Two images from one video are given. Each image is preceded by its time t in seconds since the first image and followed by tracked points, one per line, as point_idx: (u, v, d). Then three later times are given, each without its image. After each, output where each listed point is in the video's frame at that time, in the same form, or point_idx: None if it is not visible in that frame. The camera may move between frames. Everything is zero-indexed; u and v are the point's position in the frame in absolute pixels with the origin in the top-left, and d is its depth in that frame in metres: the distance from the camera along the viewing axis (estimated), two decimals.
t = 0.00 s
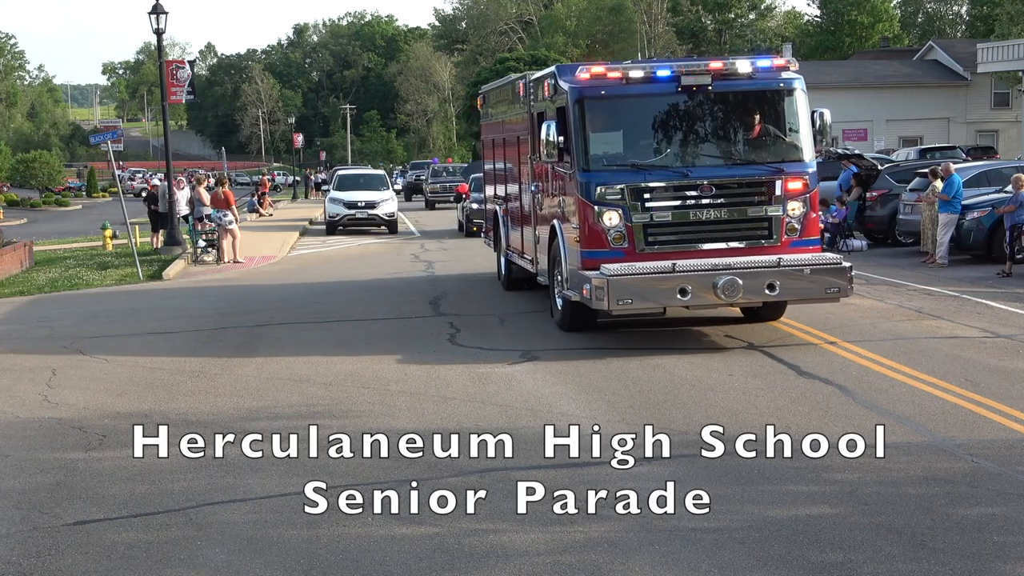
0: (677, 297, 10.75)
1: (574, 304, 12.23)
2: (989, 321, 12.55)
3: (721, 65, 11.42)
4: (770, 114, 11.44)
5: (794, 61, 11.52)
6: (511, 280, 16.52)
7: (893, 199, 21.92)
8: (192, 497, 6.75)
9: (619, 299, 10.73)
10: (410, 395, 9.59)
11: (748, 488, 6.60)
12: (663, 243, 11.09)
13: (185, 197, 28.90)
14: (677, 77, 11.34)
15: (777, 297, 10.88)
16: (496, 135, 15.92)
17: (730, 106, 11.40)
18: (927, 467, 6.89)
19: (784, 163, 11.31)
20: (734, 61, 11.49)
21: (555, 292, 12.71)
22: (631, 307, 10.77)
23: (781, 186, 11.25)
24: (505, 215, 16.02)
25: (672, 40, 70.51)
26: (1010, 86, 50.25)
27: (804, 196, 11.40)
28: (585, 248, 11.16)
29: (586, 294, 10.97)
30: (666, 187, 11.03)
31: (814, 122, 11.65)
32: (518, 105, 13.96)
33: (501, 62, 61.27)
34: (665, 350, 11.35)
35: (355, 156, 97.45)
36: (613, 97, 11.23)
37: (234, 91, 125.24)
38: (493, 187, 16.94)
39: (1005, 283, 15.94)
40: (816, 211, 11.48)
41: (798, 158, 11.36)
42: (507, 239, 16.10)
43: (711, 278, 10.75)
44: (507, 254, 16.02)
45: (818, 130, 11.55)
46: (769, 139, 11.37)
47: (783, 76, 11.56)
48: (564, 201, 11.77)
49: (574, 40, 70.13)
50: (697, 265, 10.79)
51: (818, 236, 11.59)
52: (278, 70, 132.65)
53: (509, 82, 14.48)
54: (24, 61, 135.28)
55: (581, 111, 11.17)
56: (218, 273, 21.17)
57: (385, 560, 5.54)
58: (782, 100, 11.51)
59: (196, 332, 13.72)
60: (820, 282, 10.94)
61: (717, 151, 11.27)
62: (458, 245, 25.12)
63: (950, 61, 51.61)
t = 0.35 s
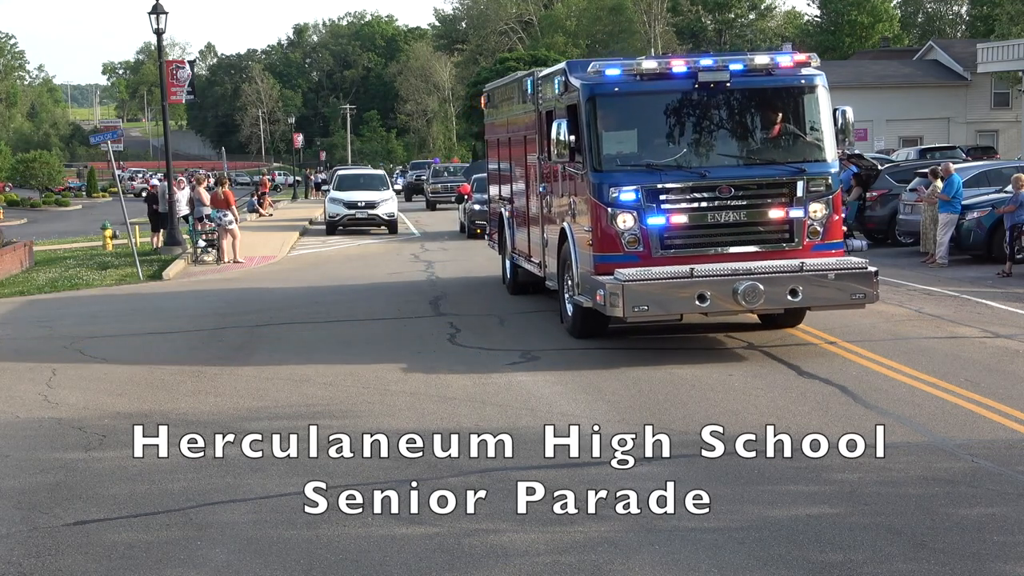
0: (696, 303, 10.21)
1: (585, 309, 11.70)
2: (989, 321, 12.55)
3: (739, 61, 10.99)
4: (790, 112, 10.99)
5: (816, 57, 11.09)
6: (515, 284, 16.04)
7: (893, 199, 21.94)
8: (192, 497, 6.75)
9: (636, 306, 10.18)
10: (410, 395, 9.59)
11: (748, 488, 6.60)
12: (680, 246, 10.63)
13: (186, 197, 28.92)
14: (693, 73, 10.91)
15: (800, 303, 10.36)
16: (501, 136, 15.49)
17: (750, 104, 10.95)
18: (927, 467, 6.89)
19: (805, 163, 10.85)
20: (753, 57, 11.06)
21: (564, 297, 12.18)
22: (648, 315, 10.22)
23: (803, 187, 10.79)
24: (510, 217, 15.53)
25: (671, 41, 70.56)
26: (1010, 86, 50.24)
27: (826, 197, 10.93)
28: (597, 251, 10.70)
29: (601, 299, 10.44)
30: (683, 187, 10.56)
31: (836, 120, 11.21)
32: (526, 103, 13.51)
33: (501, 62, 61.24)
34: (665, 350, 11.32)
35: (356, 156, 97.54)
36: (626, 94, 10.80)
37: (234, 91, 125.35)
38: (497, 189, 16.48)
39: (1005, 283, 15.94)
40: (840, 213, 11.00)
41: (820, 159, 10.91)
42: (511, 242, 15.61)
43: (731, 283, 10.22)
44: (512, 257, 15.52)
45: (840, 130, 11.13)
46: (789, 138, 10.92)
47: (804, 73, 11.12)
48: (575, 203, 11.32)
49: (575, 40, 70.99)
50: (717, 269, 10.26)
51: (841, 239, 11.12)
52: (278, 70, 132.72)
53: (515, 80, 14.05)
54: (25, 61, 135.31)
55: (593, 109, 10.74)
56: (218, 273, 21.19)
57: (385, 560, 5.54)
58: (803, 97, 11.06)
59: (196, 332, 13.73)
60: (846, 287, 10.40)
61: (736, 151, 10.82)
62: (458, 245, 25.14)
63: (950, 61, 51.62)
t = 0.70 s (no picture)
0: (717, 310, 9.67)
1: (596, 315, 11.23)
2: (990, 321, 12.54)
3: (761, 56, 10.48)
4: (814, 111, 10.49)
5: (841, 52, 10.55)
6: (521, 288, 15.51)
7: (893, 199, 21.95)
8: (192, 497, 6.75)
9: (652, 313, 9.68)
10: (410, 395, 9.59)
11: (748, 488, 6.60)
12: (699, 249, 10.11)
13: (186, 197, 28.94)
14: (712, 69, 10.41)
15: (826, 310, 9.83)
16: (507, 135, 14.96)
17: (772, 101, 10.45)
18: (927, 467, 6.89)
19: (831, 163, 10.33)
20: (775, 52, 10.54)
21: (576, 303, 11.68)
22: (665, 323, 9.71)
23: (828, 189, 10.25)
24: (516, 219, 15.02)
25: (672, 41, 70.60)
26: (1010, 86, 50.22)
27: (853, 199, 10.37)
28: (612, 255, 10.19)
29: (615, 306, 9.95)
30: (703, 188, 10.05)
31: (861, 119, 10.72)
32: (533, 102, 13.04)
33: (500, 62, 61.19)
34: (665, 350, 11.32)
35: (356, 156, 97.61)
36: (643, 91, 10.32)
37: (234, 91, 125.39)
38: (503, 191, 15.95)
39: (1005, 283, 15.94)
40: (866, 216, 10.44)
41: (846, 158, 10.39)
42: (517, 244, 15.11)
43: (753, 290, 9.69)
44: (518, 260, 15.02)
45: (866, 129, 10.64)
46: (811, 137, 10.43)
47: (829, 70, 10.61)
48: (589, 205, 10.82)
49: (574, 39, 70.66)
50: (738, 274, 9.74)
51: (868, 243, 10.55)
52: (277, 70, 132.70)
53: (522, 76, 13.51)
54: (25, 62, 135.26)
55: (607, 106, 10.27)
56: (218, 273, 21.20)
57: (385, 561, 5.54)
58: (827, 95, 10.56)
59: (196, 332, 13.73)
60: (873, 293, 9.87)
61: (757, 150, 10.31)
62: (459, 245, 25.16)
63: (949, 61, 51.62)
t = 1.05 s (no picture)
0: (739, 319, 9.15)
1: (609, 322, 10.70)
2: (990, 321, 12.55)
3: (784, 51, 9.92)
4: (838, 110, 9.96)
5: (867, 48, 10.01)
6: (528, 293, 15.07)
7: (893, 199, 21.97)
8: (192, 497, 6.74)
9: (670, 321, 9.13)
10: (410, 395, 9.60)
11: (748, 488, 6.60)
12: (719, 255, 9.59)
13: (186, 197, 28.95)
14: (732, 65, 9.87)
15: (852, 319, 9.28)
16: (514, 134, 14.51)
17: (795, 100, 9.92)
18: (927, 467, 6.89)
19: (856, 164, 9.79)
20: (797, 48, 10.01)
21: (588, 309, 11.15)
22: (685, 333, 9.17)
23: (854, 191, 9.68)
24: (523, 221, 14.62)
25: (671, 41, 70.56)
26: (1009, 86, 50.19)
27: (879, 203, 9.84)
28: (628, 260, 9.66)
29: (632, 313, 9.40)
30: (723, 191, 9.50)
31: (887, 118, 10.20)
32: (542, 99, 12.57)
33: (501, 62, 61.08)
34: (665, 350, 11.31)
35: (356, 156, 97.70)
36: (660, 88, 9.78)
37: (234, 91, 125.41)
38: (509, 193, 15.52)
39: (1005, 283, 15.95)
40: (892, 220, 9.92)
41: (872, 160, 9.85)
42: (524, 247, 14.71)
43: (776, 298, 9.15)
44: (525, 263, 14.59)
45: (891, 129, 10.12)
46: (834, 137, 9.90)
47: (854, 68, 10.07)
48: (603, 208, 10.29)
49: (574, 39, 70.22)
50: (761, 281, 9.20)
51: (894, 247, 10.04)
52: (277, 70, 132.69)
53: (530, 73, 13.07)
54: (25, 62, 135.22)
55: (622, 104, 9.74)
56: (218, 273, 21.21)
57: (385, 561, 5.54)
58: (852, 93, 10.01)
59: (196, 332, 13.73)
60: (903, 302, 9.32)
61: (780, 151, 9.77)
62: (459, 246, 25.16)
63: (949, 61, 51.62)
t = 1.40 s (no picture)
0: (762, 329, 8.64)
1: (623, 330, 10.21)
2: (990, 321, 12.55)
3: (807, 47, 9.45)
4: (863, 109, 9.49)
5: (893, 43, 9.54)
6: (534, 299, 14.66)
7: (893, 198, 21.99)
8: (192, 497, 6.74)
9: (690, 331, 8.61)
10: (410, 395, 9.60)
11: (748, 488, 6.60)
12: (739, 260, 9.07)
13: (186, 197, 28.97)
14: (752, 61, 9.41)
15: (882, 329, 8.75)
16: (523, 132, 14.11)
17: (818, 99, 9.45)
18: (927, 467, 6.90)
19: (882, 166, 9.29)
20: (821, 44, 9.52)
21: (600, 317, 10.63)
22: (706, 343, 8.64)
23: (881, 194, 9.20)
24: (529, 223, 14.19)
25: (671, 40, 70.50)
26: (1009, 86, 50.14)
27: (907, 206, 9.33)
28: (643, 266, 9.15)
29: (649, 323, 8.90)
30: (744, 194, 9.00)
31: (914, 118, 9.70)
32: (551, 99, 12.17)
33: (501, 62, 60.97)
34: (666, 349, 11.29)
35: (356, 156, 97.77)
36: (677, 85, 9.34)
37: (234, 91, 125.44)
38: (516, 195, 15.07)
39: (1005, 283, 15.95)
40: (922, 225, 9.39)
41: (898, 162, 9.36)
42: (531, 251, 14.29)
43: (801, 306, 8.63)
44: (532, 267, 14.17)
45: (920, 128, 9.63)
46: (858, 138, 9.43)
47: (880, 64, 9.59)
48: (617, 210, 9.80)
49: (574, 39, 69.04)
50: (786, 289, 8.68)
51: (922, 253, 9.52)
52: (277, 70, 132.79)
53: (540, 70, 12.68)
54: (25, 62, 135.20)
55: (637, 102, 9.31)
56: (218, 273, 21.21)
57: (385, 560, 5.54)
58: (878, 91, 9.53)
59: (195, 332, 13.72)
60: (936, 311, 8.80)
61: (802, 151, 9.32)
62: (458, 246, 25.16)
63: (949, 61, 51.61)
